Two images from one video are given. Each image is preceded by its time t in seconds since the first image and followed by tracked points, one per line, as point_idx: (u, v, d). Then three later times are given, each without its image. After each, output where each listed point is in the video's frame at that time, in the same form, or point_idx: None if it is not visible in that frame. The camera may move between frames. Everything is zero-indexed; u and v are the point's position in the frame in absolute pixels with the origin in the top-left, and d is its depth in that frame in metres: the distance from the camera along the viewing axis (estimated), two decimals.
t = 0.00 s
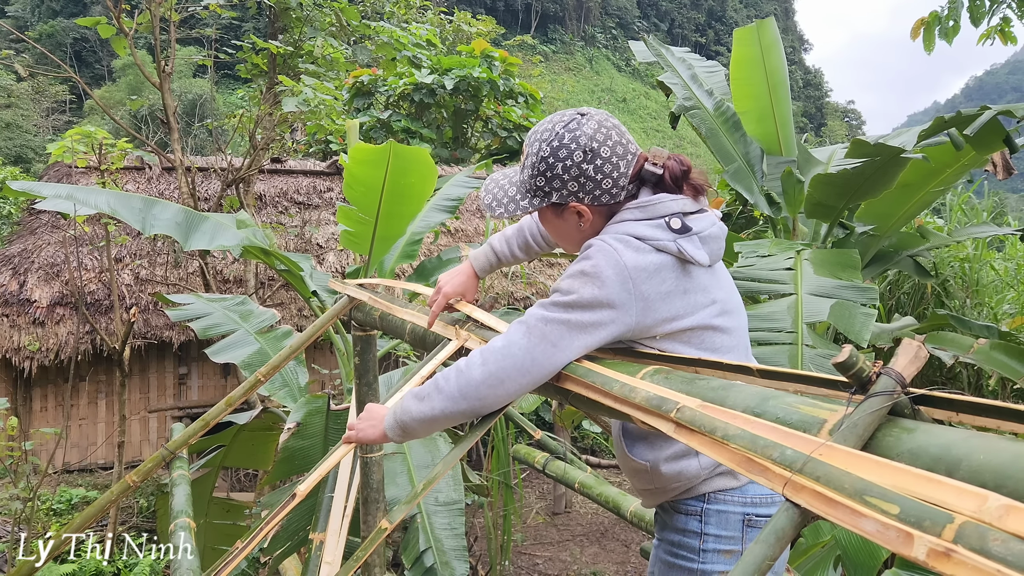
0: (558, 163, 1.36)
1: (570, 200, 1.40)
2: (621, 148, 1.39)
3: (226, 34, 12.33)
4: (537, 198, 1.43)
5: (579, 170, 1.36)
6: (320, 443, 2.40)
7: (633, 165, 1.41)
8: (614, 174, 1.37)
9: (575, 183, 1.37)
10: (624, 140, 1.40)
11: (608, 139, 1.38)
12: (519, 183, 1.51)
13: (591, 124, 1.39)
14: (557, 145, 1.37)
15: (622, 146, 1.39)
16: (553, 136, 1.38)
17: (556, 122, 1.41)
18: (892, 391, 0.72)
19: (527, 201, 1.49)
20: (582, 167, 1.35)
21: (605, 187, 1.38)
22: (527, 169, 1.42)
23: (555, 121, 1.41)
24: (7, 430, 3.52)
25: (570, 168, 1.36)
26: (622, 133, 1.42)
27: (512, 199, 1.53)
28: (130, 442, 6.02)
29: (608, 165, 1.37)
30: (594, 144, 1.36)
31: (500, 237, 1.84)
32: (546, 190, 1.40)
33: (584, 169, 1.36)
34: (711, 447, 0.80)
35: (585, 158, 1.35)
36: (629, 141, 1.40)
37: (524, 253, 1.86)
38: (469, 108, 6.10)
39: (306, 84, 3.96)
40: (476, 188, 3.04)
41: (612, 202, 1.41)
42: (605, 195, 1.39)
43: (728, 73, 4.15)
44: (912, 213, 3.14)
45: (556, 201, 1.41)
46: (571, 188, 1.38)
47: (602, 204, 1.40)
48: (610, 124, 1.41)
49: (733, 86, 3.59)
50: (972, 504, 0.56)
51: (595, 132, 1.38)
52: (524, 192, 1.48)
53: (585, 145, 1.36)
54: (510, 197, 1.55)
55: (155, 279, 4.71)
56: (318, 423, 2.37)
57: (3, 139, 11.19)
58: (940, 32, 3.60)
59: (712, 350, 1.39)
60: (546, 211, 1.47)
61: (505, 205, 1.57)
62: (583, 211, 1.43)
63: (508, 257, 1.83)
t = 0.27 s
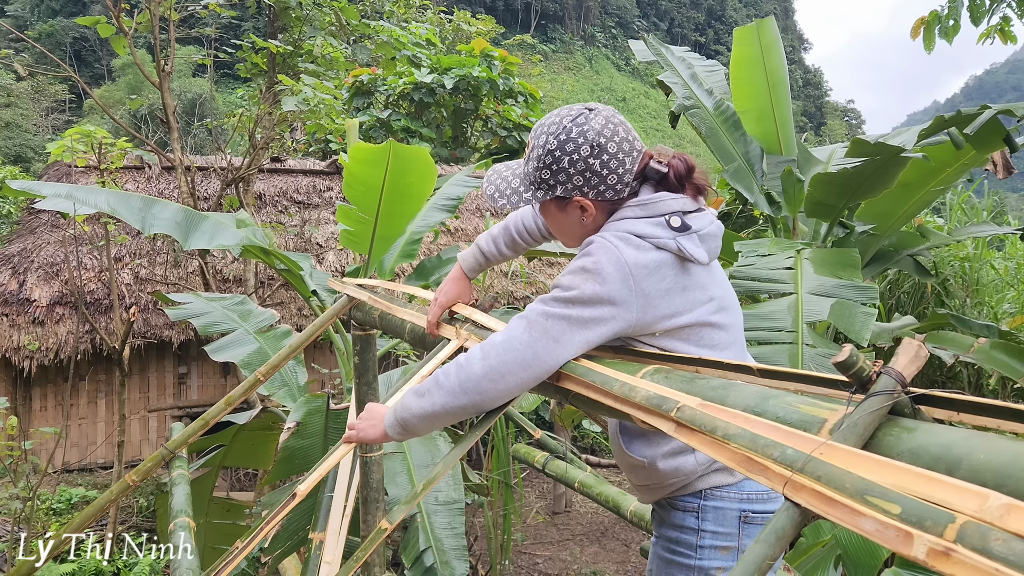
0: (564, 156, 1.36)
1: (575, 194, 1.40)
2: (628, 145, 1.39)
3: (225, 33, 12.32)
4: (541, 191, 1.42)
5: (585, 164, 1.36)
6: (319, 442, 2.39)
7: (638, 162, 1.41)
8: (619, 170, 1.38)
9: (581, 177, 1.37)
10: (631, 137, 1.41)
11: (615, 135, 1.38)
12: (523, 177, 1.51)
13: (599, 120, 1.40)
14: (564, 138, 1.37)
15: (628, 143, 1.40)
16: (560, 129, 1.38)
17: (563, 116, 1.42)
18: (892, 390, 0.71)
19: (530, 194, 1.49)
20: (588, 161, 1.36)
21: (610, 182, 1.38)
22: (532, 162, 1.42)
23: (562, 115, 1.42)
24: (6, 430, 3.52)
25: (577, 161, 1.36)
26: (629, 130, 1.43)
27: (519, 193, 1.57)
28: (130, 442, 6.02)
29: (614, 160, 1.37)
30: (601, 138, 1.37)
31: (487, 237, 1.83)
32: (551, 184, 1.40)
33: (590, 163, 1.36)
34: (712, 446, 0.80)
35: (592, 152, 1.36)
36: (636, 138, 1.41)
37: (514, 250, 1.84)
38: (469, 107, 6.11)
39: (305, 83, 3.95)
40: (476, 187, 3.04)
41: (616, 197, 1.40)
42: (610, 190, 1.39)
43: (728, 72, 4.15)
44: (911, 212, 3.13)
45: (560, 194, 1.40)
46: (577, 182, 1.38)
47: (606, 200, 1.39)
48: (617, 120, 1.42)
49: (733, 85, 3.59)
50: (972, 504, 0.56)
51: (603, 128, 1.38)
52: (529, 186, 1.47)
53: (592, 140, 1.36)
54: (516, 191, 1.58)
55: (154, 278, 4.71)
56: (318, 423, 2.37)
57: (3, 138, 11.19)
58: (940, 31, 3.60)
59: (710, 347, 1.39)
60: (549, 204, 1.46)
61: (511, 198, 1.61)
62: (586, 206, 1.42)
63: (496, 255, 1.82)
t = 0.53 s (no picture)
0: (562, 153, 1.36)
1: (570, 190, 1.40)
2: (625, 143, 1.39)
3: (224, 32, 12.32)
4: (537, 186, 1.42)
5: (582, 161, 1.36)
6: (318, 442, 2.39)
7: (634, 161, 1.41)
8: (615, 167, 1.38)
9: (577, 174, 1.37)
10: (628, 135, 1.41)
11: (612, 133, 1.38)
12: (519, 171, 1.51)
13: (597, 117, 1.39)
14: (562, 135, 1.36)
15: (625, 142, 1.40)
16: (558, 125, 1.38)
17: (562, 112, 1.41)
18: (890, 390, 0.71)
19: (526, 189, 1.49)
20: (585, 158, 1.35)
21: (606, 180, 1.38)
22: (529, 157, 1.41)
23: (560, 111, 1.41)
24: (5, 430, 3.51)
25: (574, 158, 1.35)
26: (626, 128, 1.42)
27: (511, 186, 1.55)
28: (129, 442, 6.02)
29: (611, 158, 1.37)
30: (599, 136, 1.36)
31: (484, 235, 1.83)
32: (547, 180, 1.40)
33: (587, 160, 1.35)
34: (710, 446, 0.80)
35: (589, 149, 1.35)
36: (633, 136, 1.40)
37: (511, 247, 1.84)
38: (468, 107, 6.12)
39: (304, 83, 3.95)
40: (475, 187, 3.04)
41: (612, 195, 1.40)
42: (606, 188, 1.39)
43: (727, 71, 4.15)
44: (910, 211, 3.14)
45: (556, 190, 1.40)
46: (573, 179, 1.38)
47: (602, 197, 1.39)
48: (614, 118, 1.41)
49: (732, 84, 3.59)
50: (971, 503, 0.57)
51: (600, 125, 1.38)
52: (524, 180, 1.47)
53: (590, 137, 1.36)
54: (509, 183, 1.58)
55: (154, 278, 4.71)
56: (317, 423, 2.37)
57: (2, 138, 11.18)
58: (939, 30, 3.60)
59: (697, 343, 1.41)
60: (544, 200, 1.46)
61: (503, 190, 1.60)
62: (582, 202, 1.42)
63: (492, 254, 1.82)
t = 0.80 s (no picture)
0: (557, 152, 1.36)
1: (566, 189, 1.40)
2: (621, 143, 1.39)
3: (223, 32, 12.29)
4: (533, 184, 1.42)
5: (578, 160, 1.36)
6: (318, 441, 2.39)
7: (630, 161, 1.41)
8: (611, 167, 1.38)
9: (573, 174, 1.37)
10: (624, 136, 1.41)
11: (608, 133, 1.38)
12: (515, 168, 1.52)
13: (593, 117, 1.39)
14: (558, 134, 1.37)
15: (621, 142, 1.40)
16: (555, 124, 1.38)
17: (558, 112, 1.41)
18: (891, 389, 0.71)
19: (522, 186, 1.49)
20: (581, 158, 1.35)
21: (601, 179, 1.38)
22: (525, 155, 1.42)
23: (557, 111, 1.42)
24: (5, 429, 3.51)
25: (569, 157, 1.36)
26: (622, 129, 1.43)
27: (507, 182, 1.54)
28: (130, 441, 6.02)
29: (606, 159, 1.37)
30: (595, 136, 1.36)
31: (496, 233, 1.84)
32: (543, 178, 1.40)
33: (583, 160, 1.35)
34: (711, 445, 0.80)
35: (585, 149, 1.36)
36: (629, 137, 1.41)
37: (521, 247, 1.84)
38: (468, 106, 6.12)
39: (304, 82, 3.94)
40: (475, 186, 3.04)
41: (607, 195, 1.41)
42: (601, 188, 1.39)
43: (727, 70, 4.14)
44: (911, 210, 3.14)
45: (551, 189, 1.41)
46: (569, 178, 1.38)
47: (597, 196, 1.39)
48: (611, 118, 1.41)
49: (732, 84, 3.59)
50: (971, 502, 0.57)
51: (596, 125, 1.38)
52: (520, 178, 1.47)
53: (586, 137, 1.36)
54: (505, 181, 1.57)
55: (154, 278, 4.71)
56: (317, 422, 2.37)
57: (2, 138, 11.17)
58: (940, 29, 3.60)
59: (686, 340, 1.40)
60: (540, 198, 1.46)
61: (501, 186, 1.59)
62: (577, 201, 1.42)
63: (503, 253, 1.83)
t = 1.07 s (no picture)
0: (545, 161, 1.41)
1: (553, 197, 1.45)
2: (606, 152, 1.44)
3: (222, 31, 12.27)
4: (521, 193, 1.47)
5: (565, 169, 1.41)
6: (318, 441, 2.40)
7: (615, 169, 1.47)
8: (597, 175, 1.43)
9: (560, 182, 1.42)
10: (609, 145, 1.46)
11: (594, 142, 1.43)
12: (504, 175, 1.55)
13: (579, 126, 1.44)
14: (546, 143, 1.42)
15: (606, 150, 1.45)
16: (542, 134, 1.43)
17: (546, 122, 1.46)
18: (889, 388, 0.71)
19: (511, 194, 1.53)
20: (568, 167, 1.41)
21: (588, 187, 1.43)
22: (513, 163, 1.46)
23: (545, 120, 1.47)
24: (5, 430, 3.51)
25: (557, 167, 1.41)
26: (608, 137, 1.48)
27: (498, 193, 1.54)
28: (130, 441, 6.02)
29: (592, 167, 1.42)
30: (581, 145, 1.41)
31: (517, 240, 1.82)
32: (531, 186, 1.45)
33: (569, 169, 1.41)
34: (710, 445, 0.80)
35: (571, 158, 1.41)
36: (614, 145, 1.46)
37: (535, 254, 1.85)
38: (468, 106, 6.11)
39: (304, 81, 3.93)
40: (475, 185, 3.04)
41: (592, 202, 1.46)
42: (587, 195, 1.44)
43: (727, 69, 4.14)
44: (911, 210, 3.15)
45: (540, 197, 1.46)
46: (556, 186, 1.44)
47: (583, 204, 1.45)
48: (597, 128, 1.46)
49: (732, 83, 3.59)
50: (969, 502, 0.57)
51: (583, 135, 1.43)
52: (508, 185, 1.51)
53: (572, 147, 1.41)
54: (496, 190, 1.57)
55: (154, 277, 4.70)
56: (317, 421, 2.37)
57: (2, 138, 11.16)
58: (940, 28, 3.60)
59: (660, 337, 1.39)
60: (529, 205, 1.51)
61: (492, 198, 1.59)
62: (565, 208, 1.47)
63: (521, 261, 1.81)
